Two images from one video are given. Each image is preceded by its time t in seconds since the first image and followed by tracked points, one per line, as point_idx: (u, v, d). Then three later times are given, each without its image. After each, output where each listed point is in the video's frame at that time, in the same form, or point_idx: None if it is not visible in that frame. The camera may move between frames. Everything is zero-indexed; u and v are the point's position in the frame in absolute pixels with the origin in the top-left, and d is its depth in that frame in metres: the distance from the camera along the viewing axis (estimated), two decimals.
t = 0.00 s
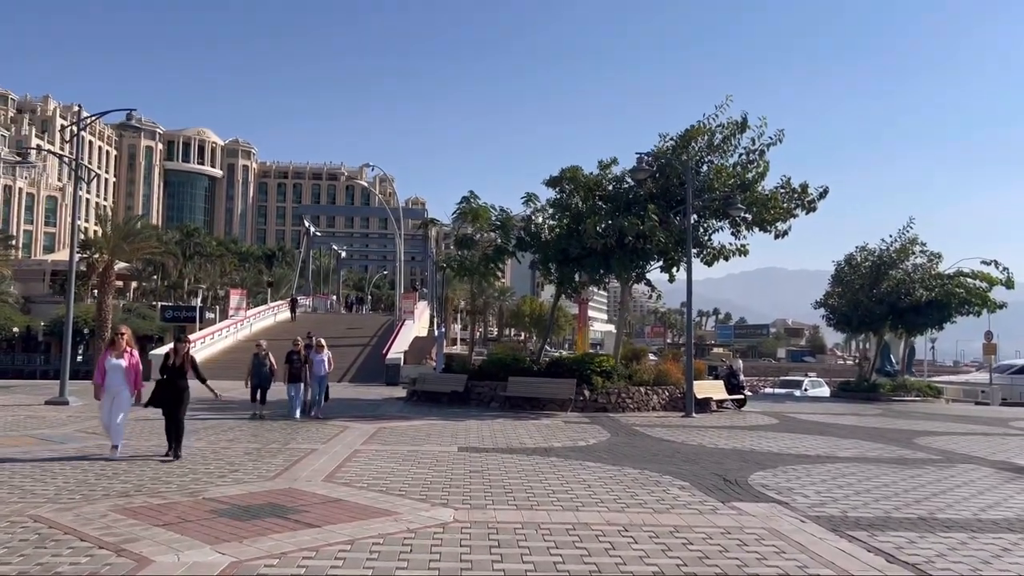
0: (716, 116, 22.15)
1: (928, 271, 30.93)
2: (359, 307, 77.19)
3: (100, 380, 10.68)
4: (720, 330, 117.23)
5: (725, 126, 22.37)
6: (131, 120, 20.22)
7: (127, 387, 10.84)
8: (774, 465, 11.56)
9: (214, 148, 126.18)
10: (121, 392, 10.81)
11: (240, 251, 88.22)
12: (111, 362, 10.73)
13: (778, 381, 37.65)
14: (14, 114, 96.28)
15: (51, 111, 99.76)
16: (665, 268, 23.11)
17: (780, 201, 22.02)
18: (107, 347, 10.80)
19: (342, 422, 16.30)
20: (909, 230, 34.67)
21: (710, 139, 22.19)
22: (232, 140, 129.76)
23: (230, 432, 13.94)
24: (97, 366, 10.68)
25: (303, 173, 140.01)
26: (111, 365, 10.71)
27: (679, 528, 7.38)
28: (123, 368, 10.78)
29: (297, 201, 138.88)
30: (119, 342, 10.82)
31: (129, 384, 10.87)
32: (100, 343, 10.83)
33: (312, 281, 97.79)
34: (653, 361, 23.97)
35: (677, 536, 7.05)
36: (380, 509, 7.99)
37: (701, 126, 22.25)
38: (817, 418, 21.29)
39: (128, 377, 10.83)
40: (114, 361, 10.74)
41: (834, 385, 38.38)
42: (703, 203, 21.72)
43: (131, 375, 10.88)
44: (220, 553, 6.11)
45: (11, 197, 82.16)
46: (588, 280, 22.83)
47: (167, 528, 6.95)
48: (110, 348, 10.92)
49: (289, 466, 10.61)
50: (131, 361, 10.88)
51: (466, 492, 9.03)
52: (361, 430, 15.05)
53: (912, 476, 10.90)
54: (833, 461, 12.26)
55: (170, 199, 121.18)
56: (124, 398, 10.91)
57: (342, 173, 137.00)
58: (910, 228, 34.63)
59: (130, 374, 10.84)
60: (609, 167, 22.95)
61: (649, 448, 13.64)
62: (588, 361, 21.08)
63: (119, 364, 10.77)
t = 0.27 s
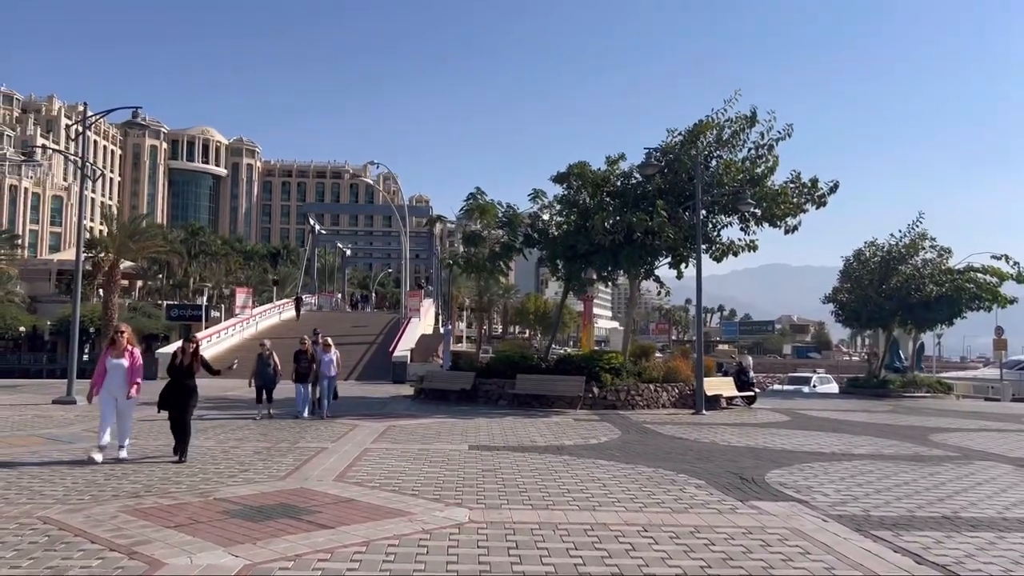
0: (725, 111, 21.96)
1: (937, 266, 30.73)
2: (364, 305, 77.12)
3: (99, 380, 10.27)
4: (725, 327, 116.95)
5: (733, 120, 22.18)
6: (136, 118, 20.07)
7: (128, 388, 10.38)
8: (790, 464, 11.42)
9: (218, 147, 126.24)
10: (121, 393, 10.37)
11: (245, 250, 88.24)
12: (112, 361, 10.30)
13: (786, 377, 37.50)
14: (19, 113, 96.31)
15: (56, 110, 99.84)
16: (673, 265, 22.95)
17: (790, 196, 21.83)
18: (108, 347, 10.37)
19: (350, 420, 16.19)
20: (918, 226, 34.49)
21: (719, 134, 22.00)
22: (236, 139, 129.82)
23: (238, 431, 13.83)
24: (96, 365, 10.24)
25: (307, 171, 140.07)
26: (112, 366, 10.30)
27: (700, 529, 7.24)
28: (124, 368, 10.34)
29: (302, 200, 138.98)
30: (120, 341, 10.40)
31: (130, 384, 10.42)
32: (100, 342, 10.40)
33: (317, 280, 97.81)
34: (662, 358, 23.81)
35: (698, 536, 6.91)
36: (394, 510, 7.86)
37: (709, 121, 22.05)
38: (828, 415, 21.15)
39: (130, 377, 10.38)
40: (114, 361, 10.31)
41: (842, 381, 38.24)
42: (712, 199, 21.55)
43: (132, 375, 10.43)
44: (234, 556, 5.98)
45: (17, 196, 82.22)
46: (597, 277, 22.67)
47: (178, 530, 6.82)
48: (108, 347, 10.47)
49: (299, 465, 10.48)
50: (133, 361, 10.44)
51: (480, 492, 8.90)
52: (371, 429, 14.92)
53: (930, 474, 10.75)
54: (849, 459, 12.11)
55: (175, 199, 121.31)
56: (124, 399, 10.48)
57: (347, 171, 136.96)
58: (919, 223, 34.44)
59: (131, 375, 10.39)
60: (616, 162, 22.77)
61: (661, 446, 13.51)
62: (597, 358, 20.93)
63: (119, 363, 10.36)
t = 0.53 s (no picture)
0: (736, 106, 21.74)
1: (951, 262, 30.44)
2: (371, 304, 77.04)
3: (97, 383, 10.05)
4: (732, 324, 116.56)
5: (745, 115, 21.95)
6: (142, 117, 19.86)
7: (126, 389, 10.14)
8: (810, 463, 11.23)
9: (223, 147, 126.25)
10: (120, 395, 10.12)
11: (251, 250, 88.23)
12: (109, 362, 10.07)
13: (796, 373, 37.28)
14: (25, 115, 96.35)
15: (62, 111, 99.91)
16: (684, 261, 22.74)
17: (803, 191, 21.59)
18: (106, 348, 10.17)
19: (361, 420, 16.04)
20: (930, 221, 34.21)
21: (730, 129, 21.77)
22: (241, 139, 129.84)
23: (249, 433, 13.69)
24: (94, 368, 10.04)
25: (312, 170, 140.08)
26: (110, 368, 10.07)
27: (725, 531, 7.07)
28: (122, 369, 10.11)
29: (307, 199, 139.01)
30: (117, 342, 10.19)
31: (129, 385, 10.18)
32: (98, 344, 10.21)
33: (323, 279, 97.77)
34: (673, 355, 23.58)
35: (725, 540, 6.73)
36: (412, 513, 7.71)
37: (721, 116, 21.82)
38: (843, 412, 20.92)
39: (128, 378, 10.15)
40: (111, 363, 10.08)
41: (853, 378, 38.00)
42: (724, 195, 21.33)
43: (131, 377, 10.20)
44: (250, 563, 5.83)
45: (23, 197, 82.25)
46: (607, 274, 22.47)
47: (193, 535, 6.66)
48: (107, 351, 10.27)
49: (312, 467, 10.33)
50: (132, 361, 10.21)
51: (498, 494, 8.73)
52: (383, 429, 14.77)
53: (954, 473, 10.55)
54: (869, 458, 11.92)
55: (180, 199, 121.40)
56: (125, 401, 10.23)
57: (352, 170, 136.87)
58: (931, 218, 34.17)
59: (130, 376, 10.16)
60: (626, 159, 22.54)
61: (676, 445, 13.33)
62: (608, 357, 20.72)
63: (119, 365, 10.13)
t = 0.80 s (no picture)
0: (747, 102, 21.59)
1: (962, 258, 30.24)
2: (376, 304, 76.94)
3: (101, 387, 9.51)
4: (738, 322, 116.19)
5: (755, 112, 21.79)
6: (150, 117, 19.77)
7: (133, 394, 9.63)
8: (830, 463, 11.09)
9: (226, 148, 126.29)
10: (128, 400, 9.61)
11: (255, 251, 88.23)
12: (115, 365, 9.53)
13: (806, 372, 37.11)
14: (30, 117, 96.35)
15: (66, 113, 99.94)
16: (695, 259, 22.61)
17: (814, 188, 21.43)
18: (111, 351, 9.64)
19: (372, 422, 15.91)
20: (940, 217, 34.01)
21: (741, 126, 21.62)
22: (245, 139, 129.90)
23: (262, 435, 13.58)
24: (98, 371, 9.50)
25: (316, 171, 140.14)
26: (116, 372, 9.53)
27: (752, 534, 6.94)
28: (129, 373, 9.60)
29: (311, 199, 139.04)
30: (123, 344, 9.66)
31: (135, 390, 9.67)
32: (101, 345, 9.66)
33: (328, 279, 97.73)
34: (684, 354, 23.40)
35: (755, 544, 6.58)
36: (434, 516, 7.59)
37: (731, 113, 21.67)
38: (856, 411, 20.77)
39: (135, 382, 9.64)
40: (117, 366, 9.55)
41: (862, 375, 37.82)
42: (735, 191, 21.16)
43: (137, 380, 9.68)
44: (275, 570, 5.72)
45: (28, 199, 82.28)
46: (617, 273, 22.34)
47: (212, 541, 6.53)
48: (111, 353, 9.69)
49: (328, 470, 10.20)
50: (138, 365, 9.70)
51: (518, 497, 8.60)
52: (395, 430, 14.67)
53: (978, 472, 10.39)
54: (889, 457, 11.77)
55: (185, 200, 121.50)
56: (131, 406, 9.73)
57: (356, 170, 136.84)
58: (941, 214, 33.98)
59: (136, 381, 9.65)
60: (636, 157, 22.42)
61: (693, 445, 13.19)
62: (619, 356, 20.58)
63: (126, 369, 9.59)
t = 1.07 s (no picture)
0: (757, 99, 21.43)
1: (971, 255, 30.08)
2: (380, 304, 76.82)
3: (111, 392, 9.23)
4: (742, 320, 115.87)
5: (766, 108, 21.64)
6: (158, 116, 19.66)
7: (142, 398, 9.29)
8: (852, 462, 10.96)
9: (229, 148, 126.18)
10: (136, 405, 9.25)
11: (259, 251, 88.16)
12: (123, 368, 9.22)
13: (814, 370, 36.96)
14: (33, 119, 96.21)
15: (69, 114, 99.80)
16: (706, 257, 22.47)
17: (826, 185, 21.27)
18: (120, 353, 9.33)
19: (385, 422, 15.80)
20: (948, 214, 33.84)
21: (752, 122, 21.46)
22: (247, 140, 129.82)
23: (275, 436, 13.47)
24: (108, 375, 9.22)
25: (319, 171, 140.08)
26: (126, 375, 9.21)
27: (784, 535, 6.81)
28: (137, 376, 9.26)
29: (314, 199, 138.98)
30: (133, 346, 9.34)
31: (146, 394, 9.34)
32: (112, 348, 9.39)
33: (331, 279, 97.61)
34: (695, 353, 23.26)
35: (789, 545, 6.45)
36: (458, 518, 7.48)
37: (742, 109, 21.53)
38: (870, 409, 20.63)
39: (144, 386, 9.29)
40: (125, 369, 9.21)
41: (871, 373, 37.68)
42: (747, 188, 21.00)
43: (147, 385, 9.35)
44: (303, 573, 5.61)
45: (32, 200, 82.18)
46: (627, 271, 22.22)
47: (236, 543, 6.42)
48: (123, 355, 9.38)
49: (345, 471, 10.08)
50: (148, 368, 9.35)
51: (541, 497, 8.47)
52: (409, 430, 14.56)
53: (1003, 470, 10.27)
54: (910, 455, 11.65)
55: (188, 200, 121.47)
56: (143, 410, 9.42)
57: (358, 170, 136.73)
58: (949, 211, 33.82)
59: (147, 385, 9.32)
60: (646, 154, 22.30)
61: (709, 444, 13.06)
62: (630, 355, 20.46)
63: (136, 371, 9.25)
